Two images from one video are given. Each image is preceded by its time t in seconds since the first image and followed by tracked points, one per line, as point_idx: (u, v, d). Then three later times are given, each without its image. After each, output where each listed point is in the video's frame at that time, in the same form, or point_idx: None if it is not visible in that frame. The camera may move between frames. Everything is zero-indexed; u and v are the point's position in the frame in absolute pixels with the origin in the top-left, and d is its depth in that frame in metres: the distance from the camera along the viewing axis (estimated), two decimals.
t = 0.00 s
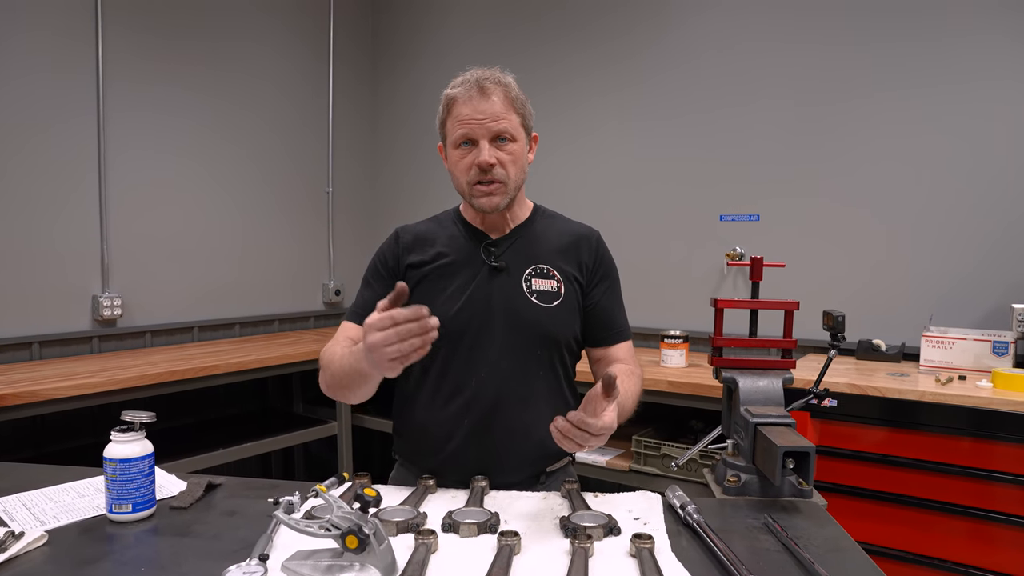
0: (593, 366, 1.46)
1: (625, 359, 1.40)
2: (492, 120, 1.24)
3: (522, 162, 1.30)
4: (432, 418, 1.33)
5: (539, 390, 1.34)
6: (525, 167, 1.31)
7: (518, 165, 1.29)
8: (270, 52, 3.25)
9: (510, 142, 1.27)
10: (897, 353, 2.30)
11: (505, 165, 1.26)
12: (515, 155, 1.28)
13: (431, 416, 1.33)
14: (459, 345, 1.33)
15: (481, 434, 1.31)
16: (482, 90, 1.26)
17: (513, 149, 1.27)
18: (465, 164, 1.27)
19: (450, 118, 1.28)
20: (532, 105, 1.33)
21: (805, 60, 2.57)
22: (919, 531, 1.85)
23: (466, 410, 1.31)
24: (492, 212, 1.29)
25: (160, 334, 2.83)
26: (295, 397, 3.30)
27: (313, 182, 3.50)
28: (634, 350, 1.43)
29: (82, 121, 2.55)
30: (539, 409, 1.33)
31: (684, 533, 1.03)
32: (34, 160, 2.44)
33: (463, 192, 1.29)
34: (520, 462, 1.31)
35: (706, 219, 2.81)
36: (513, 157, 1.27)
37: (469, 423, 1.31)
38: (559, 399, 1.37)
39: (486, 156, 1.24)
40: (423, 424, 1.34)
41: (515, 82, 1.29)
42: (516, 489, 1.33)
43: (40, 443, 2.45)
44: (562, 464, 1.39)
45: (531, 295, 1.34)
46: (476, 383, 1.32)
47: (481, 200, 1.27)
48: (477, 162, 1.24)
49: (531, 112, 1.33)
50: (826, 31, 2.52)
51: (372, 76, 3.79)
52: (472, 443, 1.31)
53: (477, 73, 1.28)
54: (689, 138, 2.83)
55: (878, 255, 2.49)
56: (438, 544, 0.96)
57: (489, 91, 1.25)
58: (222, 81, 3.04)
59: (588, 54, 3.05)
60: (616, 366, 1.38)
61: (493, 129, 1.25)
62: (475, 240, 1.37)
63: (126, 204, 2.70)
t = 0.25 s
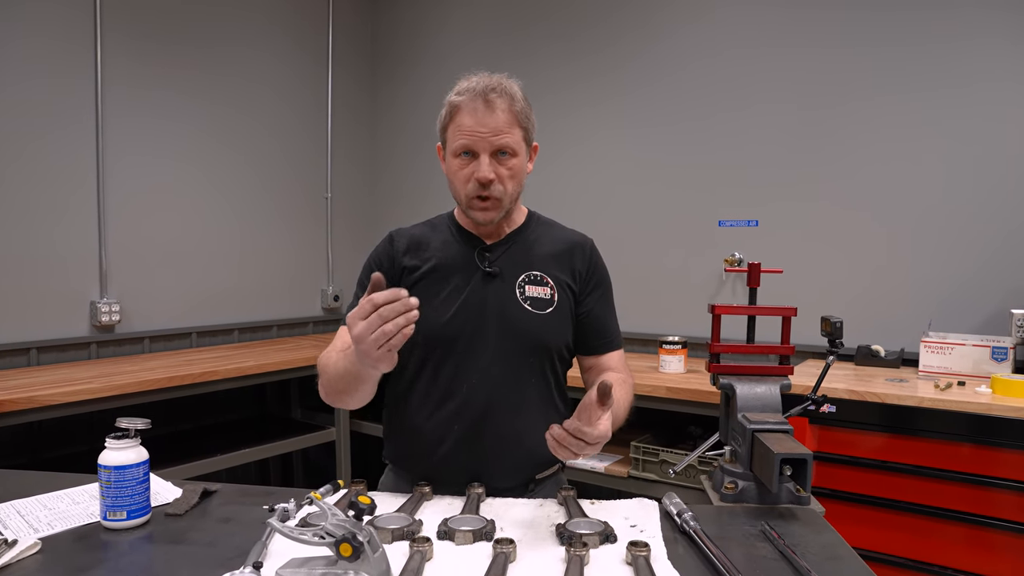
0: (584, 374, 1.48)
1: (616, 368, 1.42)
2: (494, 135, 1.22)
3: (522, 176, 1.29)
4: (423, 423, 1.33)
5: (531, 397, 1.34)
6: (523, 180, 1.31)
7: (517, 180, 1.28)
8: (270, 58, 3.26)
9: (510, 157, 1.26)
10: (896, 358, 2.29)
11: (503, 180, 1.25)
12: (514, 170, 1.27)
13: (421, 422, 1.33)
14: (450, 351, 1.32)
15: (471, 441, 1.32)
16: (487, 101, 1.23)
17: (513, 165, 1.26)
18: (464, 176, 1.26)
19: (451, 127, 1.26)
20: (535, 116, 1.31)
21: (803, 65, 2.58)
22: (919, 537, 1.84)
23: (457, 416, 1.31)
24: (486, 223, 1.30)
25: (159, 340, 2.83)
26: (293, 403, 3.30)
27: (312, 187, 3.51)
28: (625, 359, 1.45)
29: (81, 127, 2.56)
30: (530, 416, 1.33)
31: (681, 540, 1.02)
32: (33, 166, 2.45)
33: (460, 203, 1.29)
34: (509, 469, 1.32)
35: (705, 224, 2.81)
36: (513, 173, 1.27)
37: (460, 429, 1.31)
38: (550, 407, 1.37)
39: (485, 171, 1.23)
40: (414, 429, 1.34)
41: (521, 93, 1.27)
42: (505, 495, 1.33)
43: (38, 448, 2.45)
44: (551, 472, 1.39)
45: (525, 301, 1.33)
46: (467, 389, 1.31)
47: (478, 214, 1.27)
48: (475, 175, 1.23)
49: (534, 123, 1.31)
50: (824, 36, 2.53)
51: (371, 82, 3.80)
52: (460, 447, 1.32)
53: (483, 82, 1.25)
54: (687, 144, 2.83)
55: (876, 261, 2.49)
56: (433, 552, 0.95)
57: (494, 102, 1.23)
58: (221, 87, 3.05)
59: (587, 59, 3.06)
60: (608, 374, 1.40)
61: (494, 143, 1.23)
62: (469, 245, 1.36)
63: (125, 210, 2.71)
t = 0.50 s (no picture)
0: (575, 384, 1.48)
1: (607, 380, 1.42)
2: (494, 150, 1.22)
3: (518, 190, 1.29)
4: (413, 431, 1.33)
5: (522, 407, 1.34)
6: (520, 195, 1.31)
7: (513, 195, 1.28)
8: (268, 62, 3.26)
9: (508, 172, 1.26)
10: (894, 363, 2.29)
11: (500, 196, 1.26)
12: (512, 186, 1.27)
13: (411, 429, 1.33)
14: (440, 360, 1.32)
15: (462, 451, 1.30)
16: (488, 115, 1.23)
17: (511, 179, 1.26)
18: (460, 187, 1.26)
19: (450, 138, 1.26)
20: (536, 129, 1.31)
21: (801, 69, 2.58)
22: (917, 543, 1.84)
23: (448, 425, 1.31)
24: (479, 238, 1.30)
25: (156, 345, 2.82)
26: (291, 408, 3.29)
27: (310, 192, 3.51)
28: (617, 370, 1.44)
29: (78, 131, 2.56)
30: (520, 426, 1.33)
31: (676, 546, 1.02)
32: (31, 170, 2.45)
33: (455, 215, 1.29)
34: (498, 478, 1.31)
35: (703, 228, 2.81)
36: (510, 187, 1.27)
37: (450, 439, 1.30)
38: (540, 416, 1.37)
39: (483, 186, 1.23)
40: (404, 437, 1.33)
41: (523, 107, 1.27)
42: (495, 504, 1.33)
43: (34, 454, 2.44)
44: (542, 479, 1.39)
45: (517, 311, 1.33)
46: (458, 398, 1.31)
47: (471, 228, 1.28)
48: (472, 190, 1.24)
49: (534, 137, 1.31)
50: (822, 40, 2.53)
51: (369, 86, 3.81)
52: (453, 460, 1.30)
53: (485, 94, 1.25)
54: (685, 148, 2.83)
55: (874, 265, 2.48)
56: (426, 558, 0.95)
57: (496, 117, 1.23)
58: (219, 91, 3.05)
59: (586, 63, 3.06)
60: (598, 387, 1.40)
61: (493, 158, 1.23)
62: (462, 253, 1.35)
63: (122, 215, 2.71)
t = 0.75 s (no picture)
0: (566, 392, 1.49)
1: (598, 392, 1.43)
2: (492, 155, 1.23)
3: (516, 196, 1.30)
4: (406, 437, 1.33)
5: (516, 414, 1.34)
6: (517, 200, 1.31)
7: (510, 201, 1.28)
8: (268, 65, 3.27)
9: (505, 177, 1.26)
10: (891, 366, 2.29)
11: (497, 201, 1.26)
12: (509, 191, 1.27)
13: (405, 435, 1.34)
14: (436, 367, 1.33)
15: (456, 458, 1.31)
16: (486, 120, 1.23)
17: (508, 185, 1.27)
18: (457, 193, 1.26)
19: (447, 142, 1.26)
20: (534, 135, 1.32)
21: (799, 71, 2.59)
22: (915, 546, 1.84)
23: (442, 434, 1.31)
24: (476, 243, 1.30)
25: (155, 347, 2.83)
26: (290, 411, 3.29)
27: (309, 195, 3.51)
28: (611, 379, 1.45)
29: (78, 134, 2.57)
30: (514, 433, 1.34)
31: (671, 550, 1.02)
32: (30, 173, 2.46)
33: (452, 220, 1.29)
34: (492, 484, 1.32)
35: (701, 231, 2.81)
36: (507, 193, 1.27)
37: (445, 446, 1.31)
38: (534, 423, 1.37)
39: (480, 191, 1.24)
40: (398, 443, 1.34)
41: (521, 112, 1.27)
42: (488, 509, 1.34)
43: (32, 456, 2.44)
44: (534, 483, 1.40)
45: (512, 319, 1.33)
46: (452, 406, 1.31)
47: (468, 233, 1.28)
48: (469, 195, 1.24)
49: (531, 143, 1.31)
50: (819, 43, 2.54)
51: (369, 89, 3.81)
52: (445, 464, 1.31)
53: (483, 98, 1.25)
54: (684, 151, 2.84)
55: (872, 269, 2.49)
56: (422, 561, 0.95)
57: (493, 121, 1.23)
58: (219, 94, 3.06)
59: (585, 66, 3.07)
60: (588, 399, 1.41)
61: (491, 163, 1.24)
62: (457, 259, 1.36)
63: (122, 217, 2.71)
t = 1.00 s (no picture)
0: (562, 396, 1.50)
1: (592, 398, 1.44)
2: (492, 154, 1.23)
3: (516, 196, 1.30)
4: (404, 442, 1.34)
5: (514, 418, 1.35)
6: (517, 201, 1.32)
7: (511, 201, 1.29)
8: (267, 68, 3.29)
9: (506, 177, 1.27)
10: (888, 369, 2.30)
11: (498, 200, 1.26)
12: (509, 191, 1.28)
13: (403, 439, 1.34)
14: (434, 371, 1.33)
15: (455, 461, 1.32)
16: (487, 119, 1.24)
17: (509, 185, 1.28)
18: (458, 192, 1.27)
19: (448, 141, 1.27)
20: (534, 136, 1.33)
21: (796, 75, 2.60)
22: (912, 549, 1.84)
23: (441, 438, 1.32)
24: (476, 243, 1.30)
25: (155, 349, 2.83)
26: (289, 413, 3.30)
27: (309, 197, 3.52)
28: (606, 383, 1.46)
29: (78, 137, 2.58)
30: (513, 437, 1.34)
31: (667, 552, 1.02)
32: (30, 176, 2.47)
33: (451, 219, 1.30)
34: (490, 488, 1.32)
35: (699, 234, 2.82)
36: (508, 193, 1.28)
37: (444, 450, 1.32)
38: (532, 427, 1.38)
39: (480, 190, 1.24)
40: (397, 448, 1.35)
41: (521, 113, 1.28)
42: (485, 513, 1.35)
43: (31, 458, 2.44)
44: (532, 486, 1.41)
45: (511, 323, 1.34)
46: (451, 410, 1.32)
47: (468, 232, 1.28)
48: (469, 194, 1.25)
49: (532, 143, 1.32)
50: (817, 47, 2.55)
51: (368, 92, 3.82)
52: (444, 467, 1.32)
53: (484, 98, 1.26)
54: (682, 154, 2.85)
55: (869, 271, 2.50)
56: (419, 562, 0.96)
57: (494, 121, 1.24)
58: (219, 97, 3.07)
59: (584, 69, 3.08)
60: (582, 406, 1.42)
61: (492, 162, 1.24)
62: (455, 263, 1.36)
63: (122, 220, 2.72)
